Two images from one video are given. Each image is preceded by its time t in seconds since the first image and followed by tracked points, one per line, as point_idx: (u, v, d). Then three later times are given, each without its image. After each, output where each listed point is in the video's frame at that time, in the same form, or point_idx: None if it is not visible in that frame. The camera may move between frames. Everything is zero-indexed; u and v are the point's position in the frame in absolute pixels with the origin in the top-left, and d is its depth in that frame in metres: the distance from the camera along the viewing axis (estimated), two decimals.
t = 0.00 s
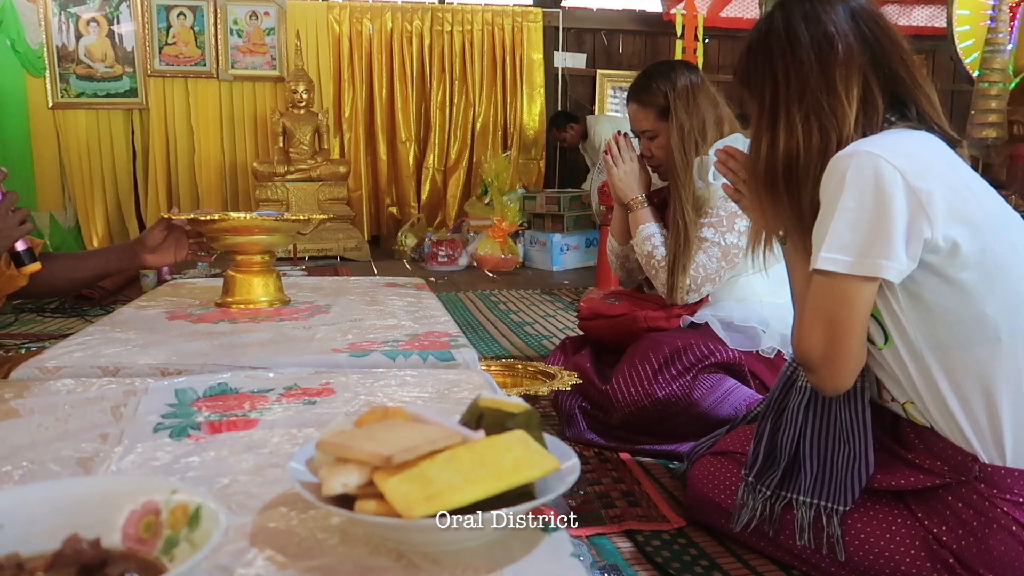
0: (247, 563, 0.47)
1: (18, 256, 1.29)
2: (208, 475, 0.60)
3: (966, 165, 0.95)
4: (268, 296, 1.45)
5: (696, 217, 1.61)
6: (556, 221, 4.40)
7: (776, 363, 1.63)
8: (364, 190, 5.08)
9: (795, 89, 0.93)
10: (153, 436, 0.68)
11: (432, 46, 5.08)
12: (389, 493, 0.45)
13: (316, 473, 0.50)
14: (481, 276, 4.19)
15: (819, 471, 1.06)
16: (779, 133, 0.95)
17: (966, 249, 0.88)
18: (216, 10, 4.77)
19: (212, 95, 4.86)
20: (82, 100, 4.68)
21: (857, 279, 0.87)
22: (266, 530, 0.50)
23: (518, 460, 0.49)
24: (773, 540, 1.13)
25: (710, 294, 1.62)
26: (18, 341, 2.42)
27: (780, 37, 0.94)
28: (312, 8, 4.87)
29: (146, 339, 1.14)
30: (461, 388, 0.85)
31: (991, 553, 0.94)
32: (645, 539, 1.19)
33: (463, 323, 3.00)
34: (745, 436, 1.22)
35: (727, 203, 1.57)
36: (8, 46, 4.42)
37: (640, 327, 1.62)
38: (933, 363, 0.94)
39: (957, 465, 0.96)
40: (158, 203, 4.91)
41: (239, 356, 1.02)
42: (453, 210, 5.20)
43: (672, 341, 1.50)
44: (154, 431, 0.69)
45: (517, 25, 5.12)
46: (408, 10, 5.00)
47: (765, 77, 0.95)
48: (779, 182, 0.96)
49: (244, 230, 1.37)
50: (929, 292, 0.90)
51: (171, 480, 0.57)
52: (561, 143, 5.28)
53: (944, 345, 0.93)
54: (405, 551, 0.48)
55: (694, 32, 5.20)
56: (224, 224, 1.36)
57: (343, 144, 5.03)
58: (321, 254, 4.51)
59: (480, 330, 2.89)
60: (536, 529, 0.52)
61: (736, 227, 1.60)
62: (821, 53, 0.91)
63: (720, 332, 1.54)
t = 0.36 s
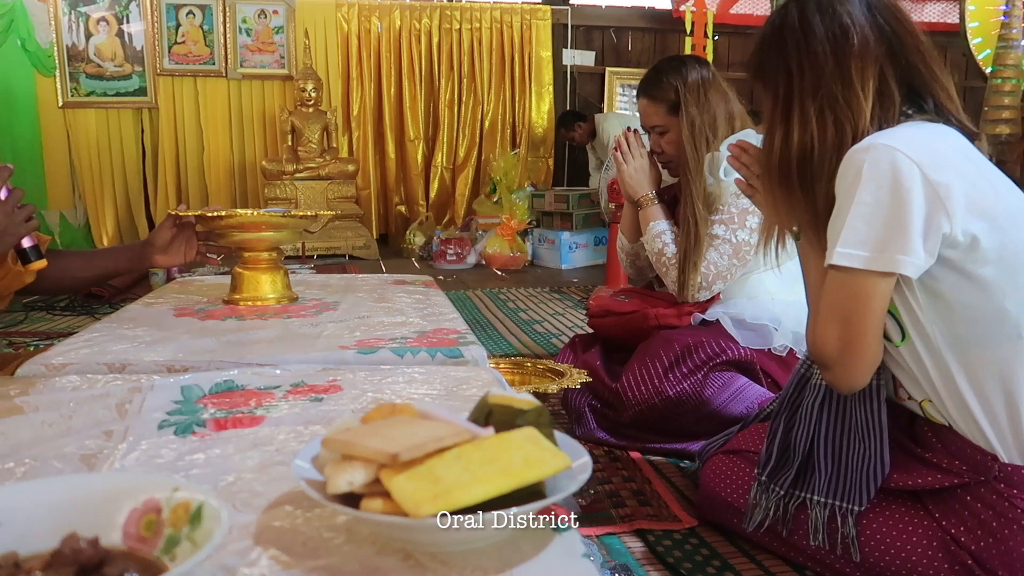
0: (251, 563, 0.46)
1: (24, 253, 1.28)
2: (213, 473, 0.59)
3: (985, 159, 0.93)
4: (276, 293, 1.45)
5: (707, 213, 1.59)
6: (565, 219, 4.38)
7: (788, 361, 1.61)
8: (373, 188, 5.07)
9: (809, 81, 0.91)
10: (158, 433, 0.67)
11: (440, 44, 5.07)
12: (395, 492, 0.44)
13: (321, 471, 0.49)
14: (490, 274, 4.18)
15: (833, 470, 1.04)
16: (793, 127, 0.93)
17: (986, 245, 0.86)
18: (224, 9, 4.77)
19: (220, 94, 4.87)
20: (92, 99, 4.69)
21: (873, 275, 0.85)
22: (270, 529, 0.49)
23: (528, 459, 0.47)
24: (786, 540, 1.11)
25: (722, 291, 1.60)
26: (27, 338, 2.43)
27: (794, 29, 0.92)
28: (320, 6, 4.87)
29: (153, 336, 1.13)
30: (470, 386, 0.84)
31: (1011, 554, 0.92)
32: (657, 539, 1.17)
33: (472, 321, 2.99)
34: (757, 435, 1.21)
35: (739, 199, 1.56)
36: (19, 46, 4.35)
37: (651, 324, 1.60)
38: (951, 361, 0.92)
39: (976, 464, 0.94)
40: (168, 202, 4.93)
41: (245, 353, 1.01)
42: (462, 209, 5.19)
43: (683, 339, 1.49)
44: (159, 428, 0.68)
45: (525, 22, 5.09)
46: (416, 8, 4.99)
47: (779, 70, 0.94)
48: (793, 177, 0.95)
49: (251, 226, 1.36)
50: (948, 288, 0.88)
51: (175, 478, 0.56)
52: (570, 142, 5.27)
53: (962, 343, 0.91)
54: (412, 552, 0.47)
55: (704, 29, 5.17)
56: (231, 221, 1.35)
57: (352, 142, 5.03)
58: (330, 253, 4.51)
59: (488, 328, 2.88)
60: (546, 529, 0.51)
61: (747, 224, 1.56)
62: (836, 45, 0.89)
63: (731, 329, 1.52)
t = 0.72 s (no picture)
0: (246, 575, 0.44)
1: (29, 258, 1.28)
2: (209, 481, 0.57)
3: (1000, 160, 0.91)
4: (281, 298, 1.44)
5: (716, 217, 1.57)
6: (573, 223, 4.37)
7: (799, 366, 1.58)
8: (381, 193, 5.07)
9: (820, 82, 0.89)
10: (156, 440, 0.66)
11: (448, 49, 5.06)
12: (393, 503, 0.42)
13: (319, 480, 0.48)
14: (498, 279, 4.17)
15: (845, 478, 1.02)
16: (804, 128, 0.91)
17: (1002, 247, 0.84)
18: (233, 14, 4.79)
19: (229, 99, 4.88)
20: (101, 105, 4.71)
21: (887, 278, 0.84)
22: (266, 540, 0.48)
23: (531, 468, 0.46)
24: (797, 549, 1.09)
25: (731, 296, 1.58)
26: (35, 343, 2.43)
27: (804, 29, 0.90)
28: (328, 11, 4.87)
29: (156, 341, 1.13)
30: (475, 392, 0.83)
31: None
32: (665, 548, 1.15)
33: (480, 326, 2.98)
34: (768, 441, 1.19)
35: (747, 203, 1.54)
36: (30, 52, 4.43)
37: (660, 329, 1.58)
38: (967, 365, 0.90)
39: (993, 472, 0.92)
40: (176, 207, 4.95)
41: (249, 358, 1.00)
42: (469, 213, 5.18)
43: (691, 343, 1.47)
44: (157, 435, 0.67)
45: (533, 26, 5.09)
46: (424, 13, 4.99)
47: (789, 70, 0.92)
48: (804, 180, 0.93)
49: (256, 231, 1.35)
50: (963, 291, 0.86)
51: (171, 487, 0.55)
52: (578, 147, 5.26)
53: (978, 347, 0.89)
54: (411, 564, 0.45)
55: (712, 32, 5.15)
56: (236, 225, 1.34)
57: (360, 147, 5.03)
58: (338, 257, 4.51)
59: (495, 332, 2.87)
60: (551, 540, 0.49)
61: (758, 228, 1.55)
62: (847, 45, 0.88)
63: (740, 334, 1.50)
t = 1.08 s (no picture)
0: None
1: (23, 263, 1.24)
2: (194, 489, 0.56)
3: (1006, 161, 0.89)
4: (277, 302, 1.43)
5: (716, 222, 1.56)
6: (575, 227, 4.35)
7: (801, 371, 1.57)
8: (382, 197, 5.07)
9: (822, 83, 0.88)
10: (142, 446, 0.65)
11: (450, 53, 5.06)
12: (378, 513, 0.41)
13: (304, 489, 0.46)
14: (499, 284, 4.15)
15: (848, 486, 1.00)
16: (806, 130, 0.89)
17: (1009, 250, 0.82)
18: (235, 19, 4.78)
19: (231, 104, 4.89)
20: (104, 109, 4.72)
21: (891, 282, 0.82)
22: (249, 551, 0.46)
23: (522, 476, 0.44)
24: (800, 557, 1.07)
25: (733, 301, 1.56)
26: (33, 348, 2.42)
27: (806, 29, 0.89)
28: (330, 15, 4.87)
29: (149, 345, 1.11)
30: (470, 397, 0.81)
31: None
32: (665, 556, 1.14)
33: (480, 331, 2.96)
34: (770, 447, 1.17)
35: (749, 206, 1.52)
36: (33, 57, 4.42)
37: (660, 334, 1.56)
38: (973, 371, 0.88)
39: (1000, 481, 0.90)
40: (179, 212, 4.95)
41: (242, 363, 0.98)
42: (471, 218, 5.17)
43: (692, 348, 1.45)
44: (143, 441, 0.66)
45: (535, 31, 5.09)
46: (426, 17, 4.99)
47: (791, 72, 0.90)
48: (806, 182, 0.91)
49: (253, 234, 1.34)
50: (969, 296, 0.85)
51: (154, 496, 0.53)
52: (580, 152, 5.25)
53: (984, 352, 0.87)
54: None
55: (715, 36, 5.14)
56: (232, 228, 1.33)
57: (362, 151, 5.03)
58: (339, 262, 4.50)
59: (495, 337, 2.85)
60: (543, 551, 0.48)
61: (759, 232, 1.52)
62: (849, 45, 0.86)
63: (742, 339, 1.48)
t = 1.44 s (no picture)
0: None
1: (18, 262, 1.25)
2: (179, 493, 0.54)
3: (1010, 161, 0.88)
4: (275, 302, 1.42)
5: (716, 222, 1.54)
6: (577, 228, 4.33)
7: (802, 373, 1.55)
8: (384, 198, 5.06)
9: (822, 81, 0.87)
10: (130, 449, 0.64)
11: (452, 54, 5.06)
12: (361, 519, 0.40)
13: (287, 493, 0.45)
14: (501, 284, 4.14)
15: (849, 490, 0.99)
16: (806, 129, 0.88)
17: (1012, 251, 0.81)
18: (237, 19, 4.78)
19: (233, 104, 4.88)
20: (106, 109, 4.72)
21: (893, 284, 0.81)
22: (233, 557, 0.45)
23: (510, 482, 0.43)
24: (799, 562, 1.06)
25: (734, 302, 1.55)
26: (31, 348, 2.41)
27: (806, 27, 0.88)
28: (332, 15, 4.87)
29: (143, 346, 1.10)
30: (464, 399, 0.80)
31: None
32: (664, 560, 1.12)
33: (481, 332, 2.95)
34: (770, 450, 1.15)
35: (749, 207, 1.51)
36: (35, 57, 4.42)
37: (660, 335, 1.55)
38: (976, 374, 0.87)
39: (1002, 485, 0.89)
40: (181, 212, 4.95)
41: (236, 364, 0.97)
42: (473, 218, 5.16)
43: (693, 350, 1.44)
44: (131, 444, 0.65)
45: (537, 31, 5.09)
46: (428, 18, 4.99)
47: (791, 70, 0.89)
48: (806, 182, 0.90)
49: (250, 234, 1.33)
50: (971, 297, 0.84)
51: (137, 501, 0.52)
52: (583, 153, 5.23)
53: (988, 354, 0.86)
54: None
55: (717, 37, 5.12)
56: (228, 228, 1.32)
57: (363, 152, 5.02)
58: (341, 262, 4.49)
59: (496, 338, 2.84)
60: (532, 558, 0.46)
61: (759, 232, 1.52)
62: (850, 43, 0.85)
63: (743, 340, 1.47)
